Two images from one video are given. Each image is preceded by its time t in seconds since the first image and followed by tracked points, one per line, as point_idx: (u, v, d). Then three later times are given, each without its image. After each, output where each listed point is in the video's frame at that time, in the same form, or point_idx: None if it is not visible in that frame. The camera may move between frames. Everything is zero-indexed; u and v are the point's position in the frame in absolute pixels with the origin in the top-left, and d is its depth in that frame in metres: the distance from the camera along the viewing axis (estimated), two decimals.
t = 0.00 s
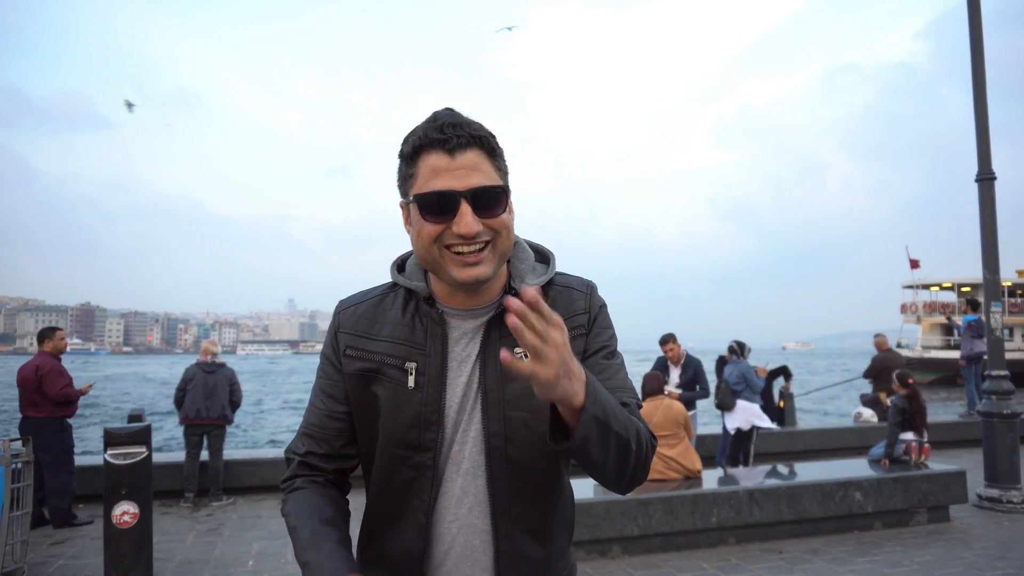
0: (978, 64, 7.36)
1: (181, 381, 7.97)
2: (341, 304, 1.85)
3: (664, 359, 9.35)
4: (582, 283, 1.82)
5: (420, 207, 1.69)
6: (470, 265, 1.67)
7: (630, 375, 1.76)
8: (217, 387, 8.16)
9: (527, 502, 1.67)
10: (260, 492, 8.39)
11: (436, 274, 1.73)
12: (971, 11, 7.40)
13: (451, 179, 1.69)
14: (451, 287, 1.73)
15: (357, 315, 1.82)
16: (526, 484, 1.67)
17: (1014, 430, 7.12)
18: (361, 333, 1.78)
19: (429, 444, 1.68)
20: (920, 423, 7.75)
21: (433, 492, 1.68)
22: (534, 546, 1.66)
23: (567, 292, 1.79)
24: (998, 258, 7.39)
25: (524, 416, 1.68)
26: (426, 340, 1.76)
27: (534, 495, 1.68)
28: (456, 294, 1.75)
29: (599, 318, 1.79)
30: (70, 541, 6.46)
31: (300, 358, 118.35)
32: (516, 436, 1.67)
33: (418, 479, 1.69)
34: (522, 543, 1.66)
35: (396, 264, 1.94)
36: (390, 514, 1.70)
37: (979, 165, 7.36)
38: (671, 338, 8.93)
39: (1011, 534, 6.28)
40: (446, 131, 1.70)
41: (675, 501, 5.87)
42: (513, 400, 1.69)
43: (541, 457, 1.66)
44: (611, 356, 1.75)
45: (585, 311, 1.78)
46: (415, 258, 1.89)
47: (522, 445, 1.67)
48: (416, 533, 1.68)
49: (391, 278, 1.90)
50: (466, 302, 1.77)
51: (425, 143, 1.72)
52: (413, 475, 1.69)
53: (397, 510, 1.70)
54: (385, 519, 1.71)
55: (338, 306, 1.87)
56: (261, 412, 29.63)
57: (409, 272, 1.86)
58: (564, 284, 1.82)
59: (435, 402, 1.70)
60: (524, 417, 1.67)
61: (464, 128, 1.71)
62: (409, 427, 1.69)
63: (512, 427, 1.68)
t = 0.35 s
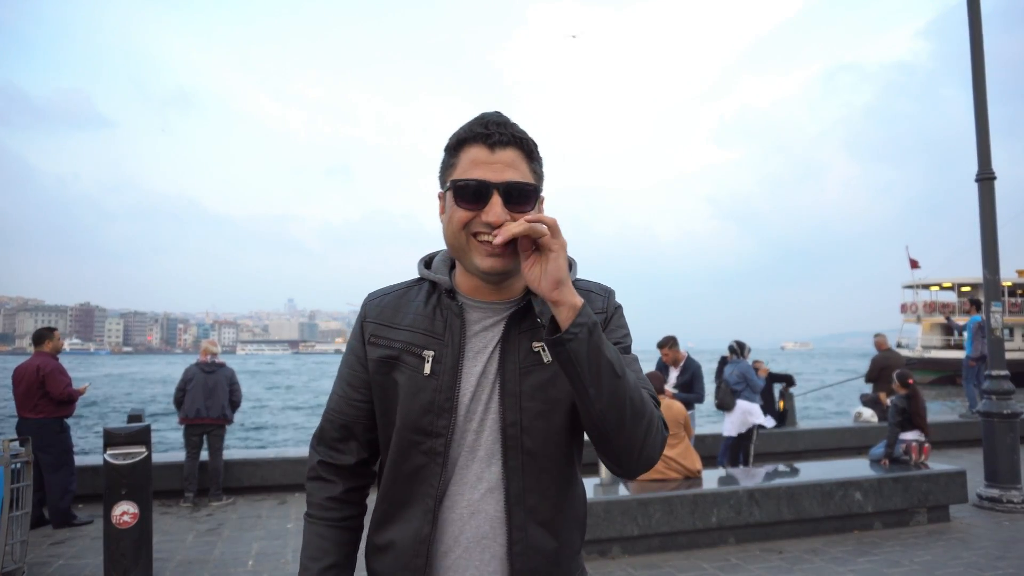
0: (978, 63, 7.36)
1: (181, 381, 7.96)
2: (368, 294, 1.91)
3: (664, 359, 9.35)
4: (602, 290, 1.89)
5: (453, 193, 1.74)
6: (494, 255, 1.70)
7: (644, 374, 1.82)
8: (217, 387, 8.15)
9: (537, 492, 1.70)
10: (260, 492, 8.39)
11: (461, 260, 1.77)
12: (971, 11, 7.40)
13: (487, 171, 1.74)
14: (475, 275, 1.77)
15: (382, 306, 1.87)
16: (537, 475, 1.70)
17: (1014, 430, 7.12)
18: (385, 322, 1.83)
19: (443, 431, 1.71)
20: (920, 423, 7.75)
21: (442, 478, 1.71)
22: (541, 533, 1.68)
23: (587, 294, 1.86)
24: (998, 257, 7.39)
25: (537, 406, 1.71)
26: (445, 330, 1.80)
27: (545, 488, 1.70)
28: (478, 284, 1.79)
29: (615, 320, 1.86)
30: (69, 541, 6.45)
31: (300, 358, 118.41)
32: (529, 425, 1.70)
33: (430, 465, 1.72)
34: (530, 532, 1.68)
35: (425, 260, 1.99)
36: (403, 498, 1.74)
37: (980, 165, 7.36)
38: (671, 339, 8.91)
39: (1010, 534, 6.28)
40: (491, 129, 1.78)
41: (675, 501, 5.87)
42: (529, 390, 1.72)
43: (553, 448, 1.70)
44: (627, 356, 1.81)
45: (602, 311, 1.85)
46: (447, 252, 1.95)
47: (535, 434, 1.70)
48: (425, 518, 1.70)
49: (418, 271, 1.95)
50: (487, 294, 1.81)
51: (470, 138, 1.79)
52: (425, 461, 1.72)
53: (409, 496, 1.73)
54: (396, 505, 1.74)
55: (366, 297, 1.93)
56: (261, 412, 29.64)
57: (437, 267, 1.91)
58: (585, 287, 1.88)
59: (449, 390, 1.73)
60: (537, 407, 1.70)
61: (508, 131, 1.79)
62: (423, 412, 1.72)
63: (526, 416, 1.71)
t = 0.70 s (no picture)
0: (978, 63, 7.36)
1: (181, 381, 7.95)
2: (401, 292, 1.94)
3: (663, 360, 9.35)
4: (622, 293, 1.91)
5: (494, 190, 1.76)
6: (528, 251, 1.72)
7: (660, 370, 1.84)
8: (217, 387, 8.16)
9: (559, 479, 1.71)
10: (260, 492, 8.39)
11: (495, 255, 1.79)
12: (971, 10, 7.40)
13: (528, 171, 1.76)
14: (506, 270, 1.78)
15: (414, 302, 1.90)
16: (559, 463, 1.71)
17: (1014, 430, 7.12)
18: (417, 316, 1.85)
19: (470, 418, 1.73)
20: (920, 423, 7.75)
21: (471, 463, 1.72)
22: (564, 518, 1.70)
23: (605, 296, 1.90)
24: (998, 257, 7.39)
25: (561, 396, 1.73)
26: (474, 323, 1.81)
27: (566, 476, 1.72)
28: (508, 279, 1.81)
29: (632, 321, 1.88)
30: (69, 541, 6.45)
31: (300, 358, 118.49)
32: (552, 414, 1.72)
33: (457, 451, 1.73)
34: (551, 518, 1.69)
35: (456, 263, 2.03)
36: (428, 485, 1.74)
37: (980, 165, 7.36)
38: (670, 340, 8.91)
39: (1010, 534, 6.28)
40: (534, 135, 1.81)
41: (675, 501, 5.87)
42: (552, 380, 1.74)
43: (574, 436, 1.72)
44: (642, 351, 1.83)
45: (622, 311, 1.87)
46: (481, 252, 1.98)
47: (557, 421, 1.72)
48: (455, 501, 1.71)
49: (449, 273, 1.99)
50: (516, 290, 1.82)
51: (513, 140, 1.82)
52: (452, 447, 1.73)
53: (434, 482, 1.74)
54: (421, 491, 1.75)
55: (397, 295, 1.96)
56: (261, 412, 29.66)
57: (468, 267, 1.95)
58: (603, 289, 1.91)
59: (478, 378, 1.75)
60: (561, 396, 1.73)
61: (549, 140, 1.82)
62: (452, 399, 1.73)
63: (549, 405, 1.72)
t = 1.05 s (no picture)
0: (978, 63, 7.36)
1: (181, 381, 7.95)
2: (449, 293, 2.05)
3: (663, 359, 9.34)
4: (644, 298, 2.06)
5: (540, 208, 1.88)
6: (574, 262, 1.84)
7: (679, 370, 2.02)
8: (217, 387, 8.16)
9: (595, 466, 1.88)
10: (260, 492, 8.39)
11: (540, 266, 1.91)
12: (971, 10, 7.40)
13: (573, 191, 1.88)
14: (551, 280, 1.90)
15: (462, 302, 2.01)
16: (595, 452, 1.88)
17: (1014, 430, 7.13)
18: (467, 316, 1.97)
19: (518, 410, 1.87)
20: (920, 423, 7.75)
21: (518, 449, 1.87)
22: (599, 498, 1.88)
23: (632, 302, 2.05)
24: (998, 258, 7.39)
25: (598, 393, 1.89)
26: (519, 323, 1.94)
27: (601, 464, 1.89)
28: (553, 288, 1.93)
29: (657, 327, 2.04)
30: (70, 541, 6.46)
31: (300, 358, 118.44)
32: (590, 409, 1.88)
33: (505, 437, 1.87)
34: (587, 500, 1.87)
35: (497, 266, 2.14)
36: (477, 470, 1.88)
37: (980, 165, 7.36)
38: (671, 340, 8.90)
39: (1010, 534, 6.28)
40: (574, 158, 1.94)
41: (675, 501, 5.87)
42: (590, 376, 1.88)
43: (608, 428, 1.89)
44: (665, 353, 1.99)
45: (650, 317, 2.03)
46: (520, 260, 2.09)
47: (594, 413, 1.88)
48: (504, 482, 1.85)
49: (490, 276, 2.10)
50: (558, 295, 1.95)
51: (556, 162, 1.93)
52: (501, 434, 1.87)
53: (484, 468, 1.88)
54: (470, 476, 1.89)
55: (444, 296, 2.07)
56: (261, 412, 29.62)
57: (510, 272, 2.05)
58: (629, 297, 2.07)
59: (525, 373, 1.89)
60: (598, 391, 1.88)
61: (588, 162, 1.95)
62: (501, 391, 1.87)
63: (587, 399, 1.88)
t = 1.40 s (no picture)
0: (977, 63, 7.37)
1: (182, 381, 7.94)
2: (465, 293, 2.09)
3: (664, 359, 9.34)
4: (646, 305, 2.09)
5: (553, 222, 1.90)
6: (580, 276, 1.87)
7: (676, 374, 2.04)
8: (217, 388, 8.15)
9: (593, 453, 1.91)
10: (260, 492, 8.39)
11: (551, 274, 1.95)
12: (971, 10, 7.40)
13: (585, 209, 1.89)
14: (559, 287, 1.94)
15: (477, 301, 2.06)
16: (594, 440, 1.90)
17: (1014, 430, 7.13)
18: (480, 313, 2.02)
19: (523, 399, 1.92)
20: (920, 423, 7.75)
21: (521, 437, 1.91)
22: (596, 488, 1.90)
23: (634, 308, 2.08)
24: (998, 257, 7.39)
25: (598, 385, 1.91)
26: (526, 320, 1.98)
27: (600, 452, 1.91)
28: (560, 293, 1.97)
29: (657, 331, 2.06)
30: (69, 541, 6.45)
31: (300, 358, 118.45)
32: (589, 400, 1.90)
33: (510, 425, 1.91)
34: (583, 484, 1.89)
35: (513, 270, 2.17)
36: (482, 453, 1.93)
37: (979, 165, 7.36)
38: (671, 339, 8.90)
39: (1010, 534, 6.28)
40: (589, 177, 1.93)
41: (675, 501, 5.87)
42: (590, 372, 1.92)
43: (606, 418, 1.91)
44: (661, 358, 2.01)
45: (649, 322, 2.03)
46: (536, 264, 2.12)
47: (592, 406, 1.91)
48: (507, 467, 1.90)
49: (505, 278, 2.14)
50: (567, 300, 1.99)
51: (571, 180, 1.94)
52: (506, 422, 1.91)
53: (489, 452, 1.92)
54: (476, 459, 1.93)
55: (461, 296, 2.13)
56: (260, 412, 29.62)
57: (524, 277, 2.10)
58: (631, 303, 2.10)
59: (531, 366, 1.93)
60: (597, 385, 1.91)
61: (602, 184, 1.94)
62: (508, 382, 1.92)
63: (586, 392, 1.91)
